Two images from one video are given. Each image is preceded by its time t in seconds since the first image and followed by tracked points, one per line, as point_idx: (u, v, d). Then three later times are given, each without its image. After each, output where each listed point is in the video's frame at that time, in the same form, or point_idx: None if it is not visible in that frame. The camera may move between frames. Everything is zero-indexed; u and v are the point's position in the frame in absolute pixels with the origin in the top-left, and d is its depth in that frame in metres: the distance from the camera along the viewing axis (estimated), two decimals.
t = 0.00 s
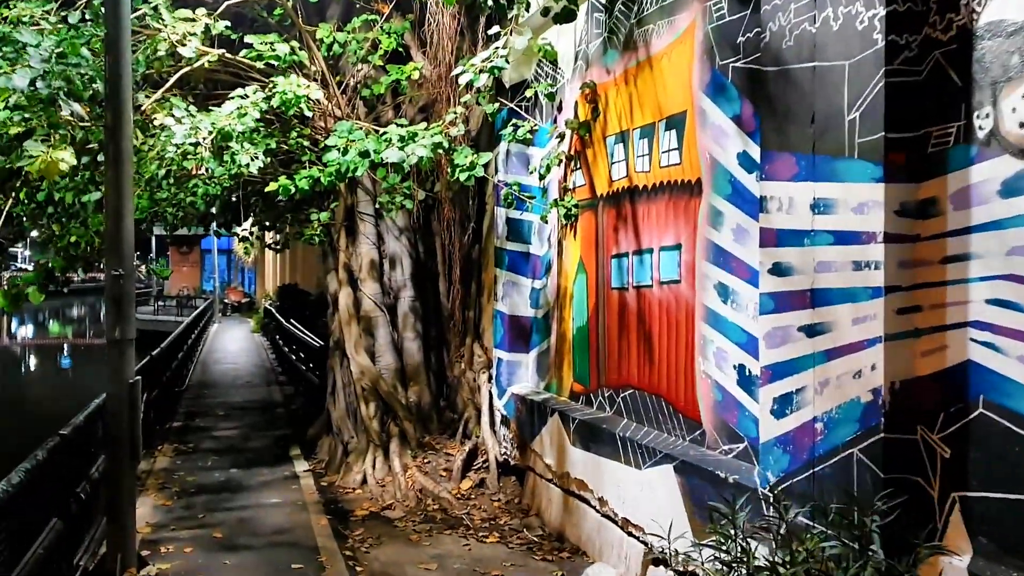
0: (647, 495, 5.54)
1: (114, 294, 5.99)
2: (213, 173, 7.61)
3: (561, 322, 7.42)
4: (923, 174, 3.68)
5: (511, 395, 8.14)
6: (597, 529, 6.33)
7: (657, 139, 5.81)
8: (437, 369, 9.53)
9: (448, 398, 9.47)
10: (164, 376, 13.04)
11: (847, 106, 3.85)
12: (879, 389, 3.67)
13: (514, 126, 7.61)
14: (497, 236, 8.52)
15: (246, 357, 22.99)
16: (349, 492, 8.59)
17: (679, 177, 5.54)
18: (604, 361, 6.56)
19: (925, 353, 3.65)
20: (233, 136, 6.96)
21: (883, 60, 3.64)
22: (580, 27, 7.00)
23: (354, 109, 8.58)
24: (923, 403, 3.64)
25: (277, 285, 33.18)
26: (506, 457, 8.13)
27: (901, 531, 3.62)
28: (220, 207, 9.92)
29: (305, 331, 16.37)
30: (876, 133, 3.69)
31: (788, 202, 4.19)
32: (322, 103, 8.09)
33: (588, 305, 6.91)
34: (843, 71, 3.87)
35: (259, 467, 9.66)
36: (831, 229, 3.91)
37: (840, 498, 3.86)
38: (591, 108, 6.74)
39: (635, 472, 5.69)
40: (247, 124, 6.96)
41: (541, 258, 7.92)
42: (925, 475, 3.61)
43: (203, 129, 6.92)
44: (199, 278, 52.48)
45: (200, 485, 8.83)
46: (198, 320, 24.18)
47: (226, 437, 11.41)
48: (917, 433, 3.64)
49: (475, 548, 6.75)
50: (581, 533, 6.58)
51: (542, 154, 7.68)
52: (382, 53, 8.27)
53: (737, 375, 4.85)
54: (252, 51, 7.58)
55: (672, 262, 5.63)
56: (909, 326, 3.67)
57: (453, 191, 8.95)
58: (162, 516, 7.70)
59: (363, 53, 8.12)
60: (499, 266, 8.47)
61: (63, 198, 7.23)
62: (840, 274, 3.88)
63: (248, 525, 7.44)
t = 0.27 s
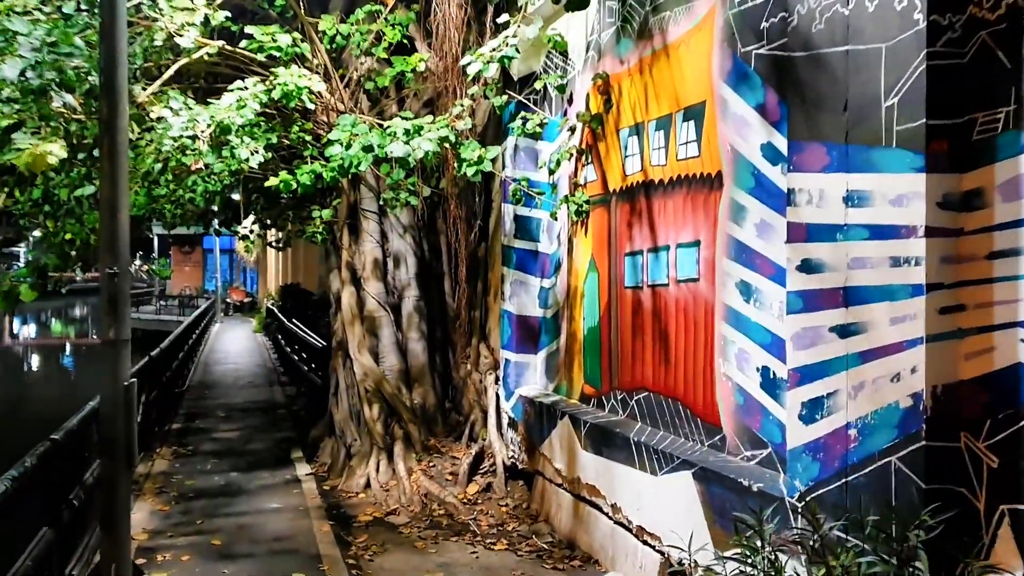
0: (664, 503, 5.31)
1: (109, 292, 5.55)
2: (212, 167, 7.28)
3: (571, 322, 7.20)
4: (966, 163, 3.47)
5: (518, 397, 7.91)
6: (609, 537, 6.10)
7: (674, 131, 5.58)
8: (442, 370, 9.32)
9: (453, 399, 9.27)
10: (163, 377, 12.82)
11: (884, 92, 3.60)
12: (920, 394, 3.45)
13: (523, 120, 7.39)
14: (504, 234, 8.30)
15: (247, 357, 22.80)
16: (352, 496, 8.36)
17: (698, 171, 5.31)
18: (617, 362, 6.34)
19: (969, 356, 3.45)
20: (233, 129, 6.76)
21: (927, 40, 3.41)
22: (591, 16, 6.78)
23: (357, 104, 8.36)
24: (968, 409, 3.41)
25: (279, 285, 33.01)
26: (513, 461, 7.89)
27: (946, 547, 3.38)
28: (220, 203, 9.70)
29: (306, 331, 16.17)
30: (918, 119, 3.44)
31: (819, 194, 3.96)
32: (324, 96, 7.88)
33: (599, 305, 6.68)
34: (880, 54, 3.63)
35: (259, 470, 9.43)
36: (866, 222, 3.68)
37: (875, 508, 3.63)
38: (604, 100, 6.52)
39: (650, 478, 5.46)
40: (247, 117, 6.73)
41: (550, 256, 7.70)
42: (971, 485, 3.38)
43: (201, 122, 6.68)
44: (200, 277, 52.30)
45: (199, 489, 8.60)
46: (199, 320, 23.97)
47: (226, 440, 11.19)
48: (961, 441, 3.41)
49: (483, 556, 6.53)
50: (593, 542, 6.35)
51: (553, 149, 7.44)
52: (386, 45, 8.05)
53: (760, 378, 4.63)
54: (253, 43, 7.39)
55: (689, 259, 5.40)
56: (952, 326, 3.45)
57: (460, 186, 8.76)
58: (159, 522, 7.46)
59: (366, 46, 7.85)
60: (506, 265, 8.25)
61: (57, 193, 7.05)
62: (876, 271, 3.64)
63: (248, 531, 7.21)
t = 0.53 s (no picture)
0: (685, 513, 5.08)
1: (104, 295, 5.21)
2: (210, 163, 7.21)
3: (582, 323, 7.00)
4: (1012, 158, 3.34)
5: (527, 400, 7.72)
6: (624, 546, 5.89)
7: (691, 125, 5.37)
8: (447, 371, 9.13)
9: (458, 401, 9.08)
10: (162, 377, 12.60)
11: (925, 80, 3.45)
12: (967, 403, 3.33)
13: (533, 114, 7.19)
14: (512, 232, 8.11)
15: (248, 356, 22.62)
16: (356, 501, 8.16)
17: (716, 166, 5.09)
18: (631, 365, 6.14)
19: (1019, 362, 3.30)
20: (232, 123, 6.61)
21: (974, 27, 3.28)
22: (603, 7, 6.58)
23: (360, 98, 8.15)
24: (1016, 419, 3.28)
25: (280, 283, 32.80)
26: (522, 466, 7.71)
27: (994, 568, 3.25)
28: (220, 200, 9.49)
29: (307, 330, 15.97)
30: (964, 110, 3.34)
31: (852, 191, 3.76)
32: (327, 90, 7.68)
33: (612, 305, 6.49)
34: (921, 41, 3.47)
35: (260, 474, 9.22)
36: (906, 221, 3.55)
37: (917, 525, 3.45)
38: (616, 93, 6.32)
39: (668, 487, 5.26)
40: (247, 111, 6.56)
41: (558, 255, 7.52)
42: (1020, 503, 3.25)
43: (199, 116, 6.51)
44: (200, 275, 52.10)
45: (198, 494, 8.39)
46: (199, 318, 23.76)
47: (227, 442, 10.97)
48: (1010, 454, 3.27)
49: (492, 565, 6.32)
50: (608, 551, 6.13)
51: (563, 143, 7.30)
52: (390, 37, 7.83)
53: (786, 383, 4.42)
54: (253, 34, 7.17)
55: (708, 258, 5.18)
56: (1000, 332, 3.34)
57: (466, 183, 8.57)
58: (157, 529, 7.25)
59: (370, 39, 7.65)
60: (514, 263, 8.07)
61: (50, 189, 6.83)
62: (917, 272, 3.52)
63: (249, 539, 7.00)
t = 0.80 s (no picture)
0: (706, 520, 4.91)
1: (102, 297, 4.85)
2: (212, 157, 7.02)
3: (595, 323, 6.83)
4: None
5: (536, 401, 7.53)
6: (639, 553, 5.70)
7: (713, 116, 5.21)
8: (453, 371, 8.94)
9: (464, 402, 8.89)
10: (161, 377, 12.39)
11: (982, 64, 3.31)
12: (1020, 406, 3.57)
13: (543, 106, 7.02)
14: (520, 230, 7.92)
15: (247, 355, 22.42)
16: (360, 505, 7.96)
17: (741, 158, 4.92)
18: (647, 366, 5.94)
19: None
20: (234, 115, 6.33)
21: None
22: None
23: (364, 91, 7.96)
24: None
25: (280, 282, 32.59)
26: (531, 469, 7.56)
27: None
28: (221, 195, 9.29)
29: (308, 329, 15.77)
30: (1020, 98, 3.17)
31: (891, 182, 3.80)
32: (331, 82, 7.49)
33: (627, 305, 6.31)
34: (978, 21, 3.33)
35: (261, 476, 9.02)
36: (951, 214, 3.70)
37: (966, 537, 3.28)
38: (632, 84, 6.18)
39: (688, 493, 5.09)
40: (249, 103, 6.23)
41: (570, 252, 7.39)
42: None
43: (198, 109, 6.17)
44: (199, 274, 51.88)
45: (198, 497, 8.18)
46: (197, 317, 23.55)
47: (227, 443, 10.77)
48: None
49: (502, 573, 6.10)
50: (621, 557, 5.93)
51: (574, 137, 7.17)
52: (395, 29, 7.64)
53: (815, 386, 4.21)
54: (254, 25, 6.97)
55: (732, 255, 4.99)
56: None
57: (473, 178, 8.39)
58: (156, 534, 7.03)
59: (375, 29, 7.36)
60: (522, 261, 7.88)
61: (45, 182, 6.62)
62: (967, 265, 3.68)
63: (250, 544, 6.79)
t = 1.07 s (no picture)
0: (734, 537, 4.78)
1: (98, 296, 4.90)
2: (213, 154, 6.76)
3: (610, 325, 6.62)
4: None
5: (548, 405, 7.27)
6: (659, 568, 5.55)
7: (739, 110, 4.97)
8: (460, 374, 8.70)
9: (471, 406, 8.65)
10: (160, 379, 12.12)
11: None
12: None
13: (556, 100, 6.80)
14: (530, 228, 7.68)
15: (246, 355, 22.16)
16: (365, 513, 7.70)
17: (772, 153, 4.66)
18: (667, 371, 5.75)
19: None
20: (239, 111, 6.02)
21: None
22: None
23: (370, 86, 7.71)
24: None
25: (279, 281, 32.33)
26: (542, 475, 7.33)
27: None
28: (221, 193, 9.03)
29: (309, 329, 15.52)
30: None
31: (944, 178, 3.67)
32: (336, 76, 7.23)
33: (646, 306, 6.11)
34: None
35: (263, 481, 8.76)
36: (1013, 211, 3.49)
37: None
38: (651, 77, 5.91)
39: (716, 507, 4.95)
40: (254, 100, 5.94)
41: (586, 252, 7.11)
42: None
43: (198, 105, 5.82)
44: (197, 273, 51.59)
45: (199, 503, 7.92)
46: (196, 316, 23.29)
47: (227, 446, 10.50)
48: None
49: None
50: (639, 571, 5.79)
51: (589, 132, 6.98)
52: (402, 21, 7.39)
53: (855, 394, 3.98)
54: (257, 16, 6.71)
55: (762, 255, 4.76)
56: None
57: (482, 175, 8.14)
58: (156, 543, 6.75)
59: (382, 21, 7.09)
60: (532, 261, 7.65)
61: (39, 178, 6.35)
62: None
63: (254, 554, 6.52)
